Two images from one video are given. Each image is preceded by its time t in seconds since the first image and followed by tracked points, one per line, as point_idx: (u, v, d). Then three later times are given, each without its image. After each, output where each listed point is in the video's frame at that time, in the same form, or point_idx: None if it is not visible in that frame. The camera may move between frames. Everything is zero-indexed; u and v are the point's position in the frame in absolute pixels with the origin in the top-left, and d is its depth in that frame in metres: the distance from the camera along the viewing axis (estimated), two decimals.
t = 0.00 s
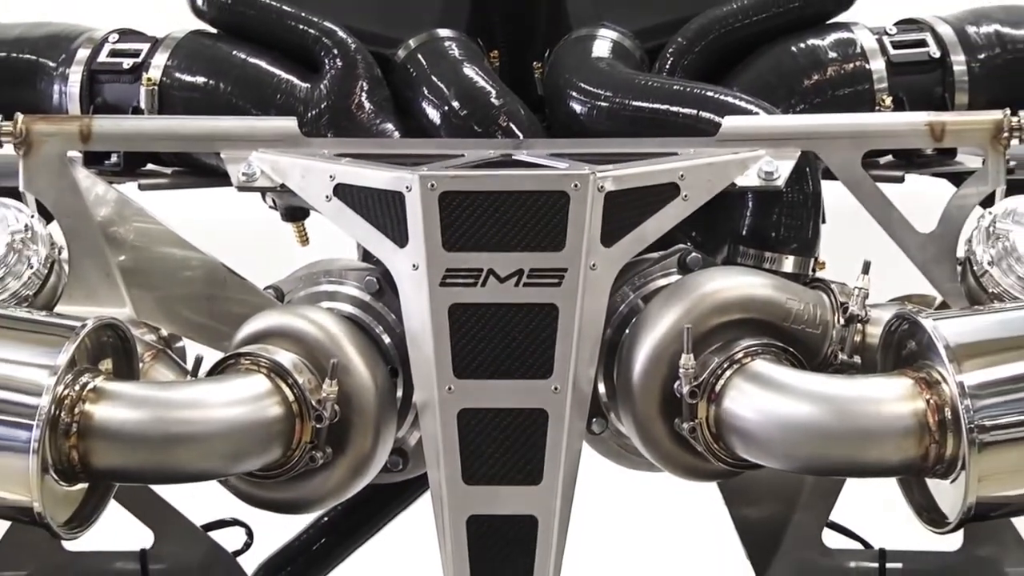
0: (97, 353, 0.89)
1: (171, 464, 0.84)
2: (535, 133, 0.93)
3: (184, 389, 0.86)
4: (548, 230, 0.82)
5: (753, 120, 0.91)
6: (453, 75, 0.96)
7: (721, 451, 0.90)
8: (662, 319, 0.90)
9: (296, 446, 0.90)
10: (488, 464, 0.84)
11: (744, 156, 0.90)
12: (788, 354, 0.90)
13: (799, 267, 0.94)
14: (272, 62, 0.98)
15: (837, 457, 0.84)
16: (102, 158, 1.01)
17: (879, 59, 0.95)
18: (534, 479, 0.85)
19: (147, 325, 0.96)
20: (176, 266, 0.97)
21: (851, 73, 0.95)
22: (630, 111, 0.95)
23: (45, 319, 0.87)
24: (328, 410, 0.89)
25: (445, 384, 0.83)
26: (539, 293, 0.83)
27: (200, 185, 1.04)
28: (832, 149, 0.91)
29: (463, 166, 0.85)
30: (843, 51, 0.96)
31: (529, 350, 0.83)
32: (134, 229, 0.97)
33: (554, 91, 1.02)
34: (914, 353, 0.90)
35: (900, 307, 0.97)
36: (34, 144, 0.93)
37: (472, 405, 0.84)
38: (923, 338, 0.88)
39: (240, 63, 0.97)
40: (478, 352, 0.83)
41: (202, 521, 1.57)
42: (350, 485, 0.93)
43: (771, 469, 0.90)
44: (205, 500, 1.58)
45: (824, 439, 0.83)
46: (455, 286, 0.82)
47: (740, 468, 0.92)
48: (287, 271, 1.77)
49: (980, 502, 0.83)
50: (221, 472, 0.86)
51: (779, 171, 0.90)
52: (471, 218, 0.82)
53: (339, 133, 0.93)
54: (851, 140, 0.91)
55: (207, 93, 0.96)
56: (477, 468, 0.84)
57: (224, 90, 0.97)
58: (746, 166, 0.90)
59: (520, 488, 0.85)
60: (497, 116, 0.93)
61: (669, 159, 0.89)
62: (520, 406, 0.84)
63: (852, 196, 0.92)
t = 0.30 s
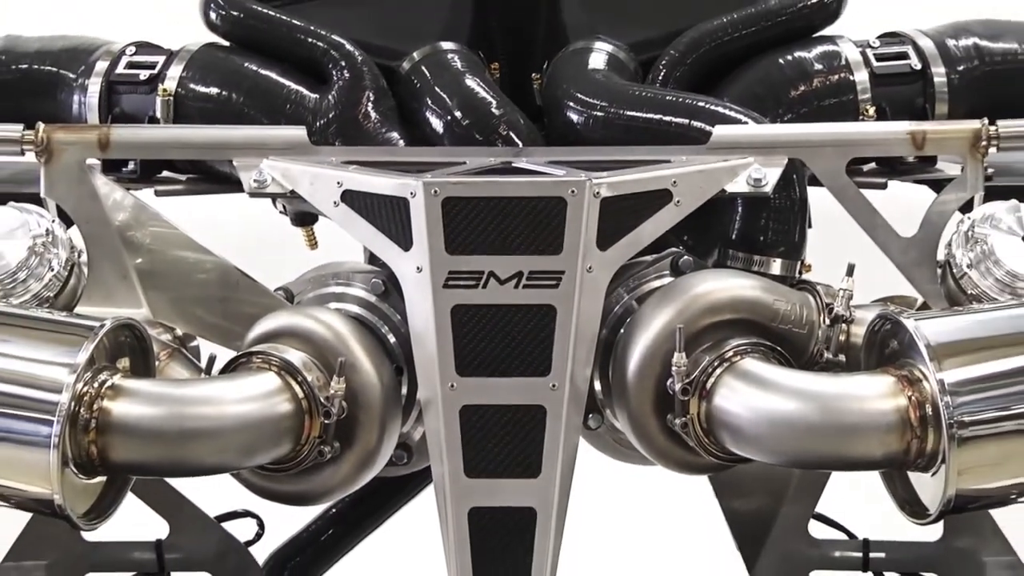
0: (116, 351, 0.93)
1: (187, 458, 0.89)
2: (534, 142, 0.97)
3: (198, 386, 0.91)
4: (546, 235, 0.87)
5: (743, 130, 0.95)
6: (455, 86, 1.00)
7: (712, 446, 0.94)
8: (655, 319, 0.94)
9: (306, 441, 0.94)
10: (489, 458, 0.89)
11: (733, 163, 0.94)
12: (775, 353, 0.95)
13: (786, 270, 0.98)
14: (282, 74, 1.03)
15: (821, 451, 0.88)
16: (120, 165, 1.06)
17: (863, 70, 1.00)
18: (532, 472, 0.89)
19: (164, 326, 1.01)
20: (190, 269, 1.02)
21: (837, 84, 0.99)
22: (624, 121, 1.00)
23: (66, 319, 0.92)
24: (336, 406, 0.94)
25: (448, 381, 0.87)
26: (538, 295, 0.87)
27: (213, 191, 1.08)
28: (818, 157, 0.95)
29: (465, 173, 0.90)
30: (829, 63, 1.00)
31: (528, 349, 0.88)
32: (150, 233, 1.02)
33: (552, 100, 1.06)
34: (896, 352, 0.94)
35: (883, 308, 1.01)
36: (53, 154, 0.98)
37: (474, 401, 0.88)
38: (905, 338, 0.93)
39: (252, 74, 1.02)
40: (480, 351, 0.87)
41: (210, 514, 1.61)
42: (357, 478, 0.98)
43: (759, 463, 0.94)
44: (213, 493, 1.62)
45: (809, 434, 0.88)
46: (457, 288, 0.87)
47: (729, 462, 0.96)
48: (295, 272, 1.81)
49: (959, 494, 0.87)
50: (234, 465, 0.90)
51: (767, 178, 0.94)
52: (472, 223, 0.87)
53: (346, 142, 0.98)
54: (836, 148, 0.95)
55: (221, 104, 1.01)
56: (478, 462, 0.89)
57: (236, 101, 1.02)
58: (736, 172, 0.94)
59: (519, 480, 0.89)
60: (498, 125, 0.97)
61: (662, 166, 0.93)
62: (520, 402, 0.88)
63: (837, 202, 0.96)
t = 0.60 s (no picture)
0: (133, 349, 0.98)
1: (202, 450, 0.93)
2: (533, 148, 1.02)
3: (211, 382, 0.95)
4: (544, 238, 0.91)
5: (732, 137, 1.00)
6: (458, 95, 1.05)
7: (702, 440, 0.99)
8: (649, 318, 0.98)
9: (315, 435, 0.99)
10: (490, 451, 0.93)
11: (723, 169, 0.98)
12: (764, 350, 0.99)
13: (775, 271, 1.03)
14: (291, 83, 1.07)
15: (807, 444, 0.92)
16: (137, 171, 1.11)
17: (847, 80, 1.04)
18: (531, 464, 0.93)
19: (178, 324, 1.05)
20: (203, 270, 1.06)
21: (822, 94, 1.04)
22: (619, 128, 1.04)
23: (85, 318, 0.96)
24: (343, 401, 0.98)
25: (450, 377, 0.92)
26: (536, 295, 0.91)
27: (225, 196, 1.13)
28: (804, 163, 0.99)
29: (467, 178, 0.94)
30: (815, 73, 1.04)
31: (527, 346, 0.92)
32: (166, 236, 1.06)
33: (551, 108, 1.11)
34: (879, 350, 0.99)
35: (866, 308, 1.06)
36: (73, 157, 1.02)
37: (475, 396, 0.92)
38: (888, 336, 0.97)
39: (263, 84, 1.07)
40: (481, 348, 0.92)
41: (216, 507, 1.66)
42: (363, 470, 1.02)
43: (748, 456, 0.98)
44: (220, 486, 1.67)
45: (796, 428, 0.92)
46: (459, 288, 0.91)
47: (719, 455, 1.00)
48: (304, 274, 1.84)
49: (939, 485, 0.91)
50: (247, 458, 0.94)
51: (756, 183, 0.98)
52: (474, 227, 0.91)
53: (352, 148, 1.02)
54: (822, 155, 0.99)
55: (233, 112, 1.06)
56: (480, 454, 0.93)
57: (248, 109, 1.06)
58: (726, 177, 0.98)
59: (519, 472, 0.93)
60: (498, 133, 1.01)
61: (656, 171, 0.97)
62: (519, 397, 0.92)
63: (823, 206, 1.00)
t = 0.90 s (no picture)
0: (149, 345, 1.03)
1: (216, 442, 0.98)
2: (532, 153, 1.06)
3: (224, 376, 1.00)
4: (543, 240, 0.96)
5: (723, 143, 1.04)
6: (460, 103, 1.09)
7: (694, 432, 1.03)
8: (642, 316, 1.03)
9: (323, 427, 1.03)
10: (490, 442, 0.97)
11: (713, 174, 1.02)
12: (752, 347, 1.03)
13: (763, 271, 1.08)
14: (301, 91, 1.12)
15: (793, 436, 0.97)
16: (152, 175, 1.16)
17: (831, 89, 1.09)
18: (529, 455, 0.98)
19: (192, 322, 1.09)
20: (218, 271, 1.11)
21: (808, 102, 1.08)
22: (615, 134, 1.09)
23: (104, 317, 1.01)
24: (350, 396, 1.03)
25: (453, 372, 0.96)
26: (535, 294, 0.96)
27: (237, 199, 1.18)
28: (790, 168, 1.04)
29: (469, 182, 0.99)
30: (801, 82, 1.09)
31: (526, 343, 0.96)
32: (181, 237, 1.11)
33: (549, 115, 1.15)
34: (862, 346, 1.03)
35: (850, 306, 1.11)
36: (92, 162, 1.08)
37: (477, 390, 0.97)
38: (871, 333, 1.02)
39: (273, 92, 1.11)
40: (481, 344, 0.96)
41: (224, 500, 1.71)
42: (370, 462, 1.07)
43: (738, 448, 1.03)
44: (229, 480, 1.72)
45: (782, 421, 0.96)
46: (461, 287, 0.96)
47: (710, 446, 1.05)
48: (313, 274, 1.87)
49: (920, 476, 0.96)
50: (259, 449, 0.99)
51: (745, 187, 1.02)
52: (475, 229, 0.96)
53: (359, 153, 1.07)
54: (807, 160, 1.04)
55: (245, 118, 1.11)
56: (481, 446, 0.97)
57: (259, 116, 1.11)
58: (716, 181, 1.02)
59: (518, 463, 0.98)
60: (498, 138, 1.06)
61: (649, 176, 1.02)
62: (519, 391, 0.97)
63: (808, 209, 1.05)
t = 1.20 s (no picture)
0: (165, 342, 1.08)
1: (229, 435, 1.02)
2: (531, 158, 1.11)
3: (236, 372, 1.04)
4: (540, 241, 1.00)
5: (714, 149, 1.09)
6: (462, 110, 1.14)
7: (685, 425, 1.08)
8: (636, 314, 1.08)
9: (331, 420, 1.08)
10: (490, 435, 1.02)
11: (704, 178, 1.07)
12: (741, 344, 1.08)
13: (752, 271, 1.13)
14: (310, 100, 1.17)
15: (779, 429, 1.02)
16: (168, 180, 1.22)
17: (817, 97, 1.14)
18: (528, 447, 1.03)
19: (206, 320, 1.15)
20: (230, 272, 1.16)
21: (794, 109, 1.13)
22: (610, 139, 1.13)
23: (122, 315, 1.06)
24: (357, 390, 1.08)
25: (455, 368, 1.01)
26: (533, 293, 1.00)
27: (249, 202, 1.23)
28: (779, 171, 1.09)
29: (470, 186, 1.03)
30: (787, 91, 1.14)
31: (525, 340, 1.01)
32: (195, 239, 1.17)
33: (547, 122, 1.20)
34: (846, 343, 1.08)
35: (834, 304, 1.16)
36: (110, 166, 1.13)
37: (478, 385, 1.02)
38: (854, 331, 1.06)
39: (283, 100, 1.16)
40: (483, 341, 1.01)
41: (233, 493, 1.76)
42: (376, 453, 1.12)
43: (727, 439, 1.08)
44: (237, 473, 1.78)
45: (769, 414, 1.01)
46: (463, 287, 1.00)
47: (700, 438, 1.10)
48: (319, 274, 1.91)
49: (901, 467, 1.01)
50: (270, 442, 1.04)
51: (734, 191, 1.07)
52: (476, 231, 1.00)
53: (365, 158, 1.12)
54: (794, 165, 1.09)
55: (256, 125, 1.16)
56: (482, 438, 1.02)
57: (269, 123, 1.16)
58: (707, 185, 1.07)
59: (517, 455, 1.03)
60: (498, 144, 1.11)
61: (643, 180, 1.06)
62: (518, 386, 1.02)
63: (795, 211, 1.10)
